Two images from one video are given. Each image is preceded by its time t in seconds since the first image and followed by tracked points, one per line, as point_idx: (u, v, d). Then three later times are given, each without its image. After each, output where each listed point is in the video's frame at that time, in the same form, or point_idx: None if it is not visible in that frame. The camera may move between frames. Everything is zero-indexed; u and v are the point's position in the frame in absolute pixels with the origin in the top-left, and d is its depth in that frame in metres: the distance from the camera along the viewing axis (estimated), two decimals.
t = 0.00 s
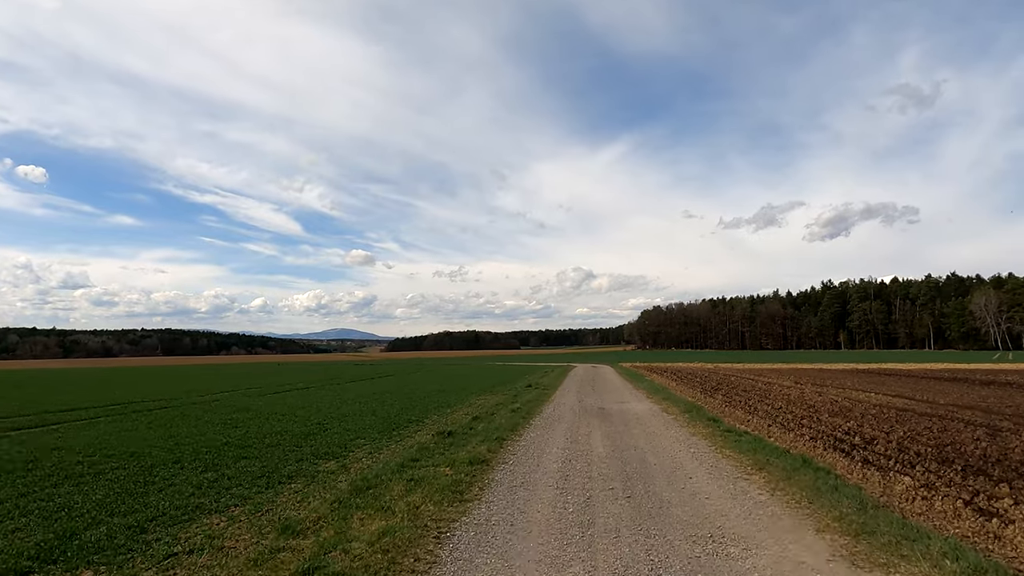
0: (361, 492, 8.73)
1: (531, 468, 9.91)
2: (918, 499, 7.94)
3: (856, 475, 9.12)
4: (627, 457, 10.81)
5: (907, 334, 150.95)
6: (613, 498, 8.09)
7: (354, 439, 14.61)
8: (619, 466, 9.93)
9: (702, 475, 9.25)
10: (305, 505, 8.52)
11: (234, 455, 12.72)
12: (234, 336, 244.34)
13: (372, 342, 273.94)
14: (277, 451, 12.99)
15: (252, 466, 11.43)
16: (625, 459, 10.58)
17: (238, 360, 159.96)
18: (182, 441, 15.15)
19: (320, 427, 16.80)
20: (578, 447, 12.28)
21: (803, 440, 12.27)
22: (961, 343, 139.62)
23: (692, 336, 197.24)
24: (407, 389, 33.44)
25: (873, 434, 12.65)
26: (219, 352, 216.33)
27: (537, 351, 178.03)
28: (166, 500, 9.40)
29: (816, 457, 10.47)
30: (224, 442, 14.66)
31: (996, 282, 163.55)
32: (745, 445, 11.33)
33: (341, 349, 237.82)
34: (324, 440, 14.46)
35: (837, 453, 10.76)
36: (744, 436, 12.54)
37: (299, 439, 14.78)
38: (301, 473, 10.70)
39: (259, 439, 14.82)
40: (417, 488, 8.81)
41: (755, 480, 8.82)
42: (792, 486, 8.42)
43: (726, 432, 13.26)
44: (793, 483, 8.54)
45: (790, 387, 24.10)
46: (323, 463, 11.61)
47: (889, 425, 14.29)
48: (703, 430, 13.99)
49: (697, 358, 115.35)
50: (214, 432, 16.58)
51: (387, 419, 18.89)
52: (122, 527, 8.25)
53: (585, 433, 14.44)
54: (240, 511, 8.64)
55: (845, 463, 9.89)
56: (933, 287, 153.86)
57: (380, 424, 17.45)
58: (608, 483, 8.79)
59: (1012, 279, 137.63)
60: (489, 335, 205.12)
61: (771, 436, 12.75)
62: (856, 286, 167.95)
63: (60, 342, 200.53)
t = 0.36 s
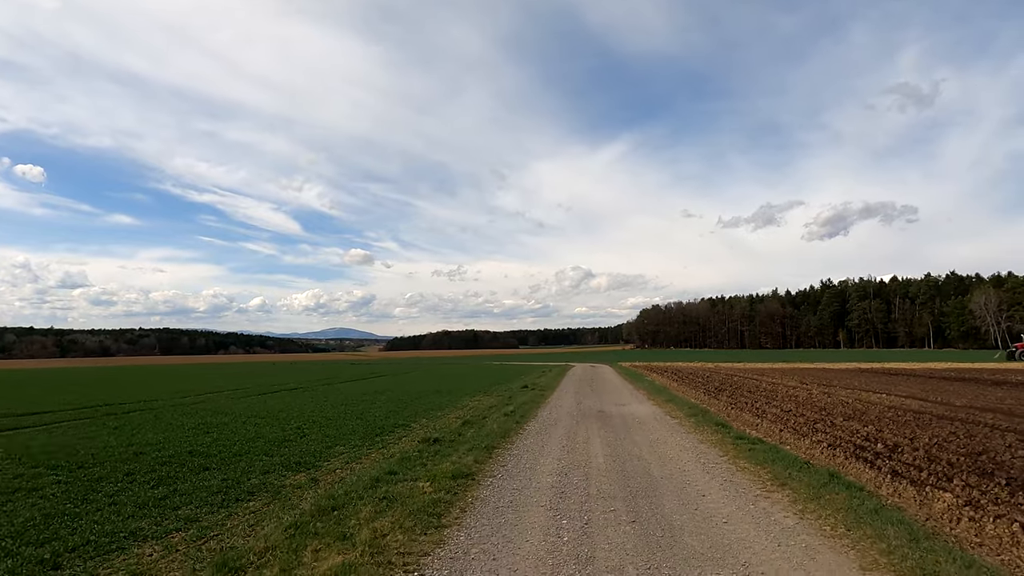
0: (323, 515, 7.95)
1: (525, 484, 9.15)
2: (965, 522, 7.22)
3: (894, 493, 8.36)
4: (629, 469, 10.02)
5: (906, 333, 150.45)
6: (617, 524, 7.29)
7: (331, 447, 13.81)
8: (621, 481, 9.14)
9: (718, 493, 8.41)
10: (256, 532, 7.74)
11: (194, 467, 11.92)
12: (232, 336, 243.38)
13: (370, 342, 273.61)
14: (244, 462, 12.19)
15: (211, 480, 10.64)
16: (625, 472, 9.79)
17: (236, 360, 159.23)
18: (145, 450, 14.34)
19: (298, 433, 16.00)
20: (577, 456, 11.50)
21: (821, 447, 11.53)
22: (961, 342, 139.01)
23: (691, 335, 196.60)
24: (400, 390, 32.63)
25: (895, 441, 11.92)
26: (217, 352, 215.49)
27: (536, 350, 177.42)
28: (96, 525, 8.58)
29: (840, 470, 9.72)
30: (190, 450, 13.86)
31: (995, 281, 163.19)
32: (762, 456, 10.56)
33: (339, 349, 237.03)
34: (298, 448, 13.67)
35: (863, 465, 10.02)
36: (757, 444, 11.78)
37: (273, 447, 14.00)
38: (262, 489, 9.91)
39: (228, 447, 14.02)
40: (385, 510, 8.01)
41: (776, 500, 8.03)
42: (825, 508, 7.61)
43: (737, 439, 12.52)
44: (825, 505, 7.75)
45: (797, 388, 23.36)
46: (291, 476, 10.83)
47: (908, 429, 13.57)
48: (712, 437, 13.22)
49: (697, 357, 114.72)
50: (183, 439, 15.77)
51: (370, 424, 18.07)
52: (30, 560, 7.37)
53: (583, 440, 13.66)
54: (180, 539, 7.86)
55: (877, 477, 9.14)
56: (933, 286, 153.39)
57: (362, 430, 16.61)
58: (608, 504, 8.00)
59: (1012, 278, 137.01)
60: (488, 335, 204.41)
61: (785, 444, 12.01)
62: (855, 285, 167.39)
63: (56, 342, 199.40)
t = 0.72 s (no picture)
0: (264, 553, 7.06)
1: (517, 509, 8.25)
2: None
3: (950, 519, 7.48)
4: (634, 489, 9.11)
5: (908, 333, 149.49)
6: (623, 564, 6.41)
7: (300, 460, 12.93)
8: (627, 506, 8.21)
9: (743, 524, 7.47)
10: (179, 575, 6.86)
11: (140, 485, 11.03)
12: (232, 336, 242.66)
13: (370, 342, 272.90)
14: (198, 478, 11.33)
15: (153, 501, 9.78)
16: (628, 492, 8.89)
17: (235, 360, 158.47)
18: (92, 462, 13.47)
19: (271, 443, 15.14)
20: (575, 471, 10.60)
21: (849, 458, 10.69)
22: (964, 342, 138.09)
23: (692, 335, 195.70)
24: (394, 392, 31.76)
25: (930, 452, 11.05)
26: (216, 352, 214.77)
27: (535, 350, 176.59)
28: None
29: (878, 488, 8.84)
30: (143, 463, 13.00)
31: (997, 280, 162.23)
32: (787, 472, 9.63)
33: (339, 349, 236.22)
34: (260, 461, 12.78)
35: (900, 480, 9.14)
36: (779, 457, 10.86)
37: (236, 459, 13.14)
38: (205, 514, 9.06)
39: (187, 459, 13.18)
40: (338, 548, 7.10)
41: (813, 532, 7.14)
42: (882, 548, 6.64)
43: (756, 450, 11.66)
44: (879, 538, 6.88)
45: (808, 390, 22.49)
46: (246, 496, 9.97)
47: (939, 437, 12.73)
48: (726, 448, 12.32)
49: (700, 357, 113.89)
50: (143, 449, 14.91)
51: (353, 431, 17.20)
52: None
53: (583, 451, 12.77)
54: None
55: (923, 497, 8.25)
56: (935, 286, 152.46)
57: (342, 439, 15.72)
58: (612, 537, 7.10)
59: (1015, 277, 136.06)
60: (488, 335, 203.63)
61: (809, 455, 11.15)
62: (857, 284, 166.49)
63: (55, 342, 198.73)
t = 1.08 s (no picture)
0: None
1: (501, 543, 7.46)
2: None
3: (1018, 553, 6.76)
4: (642, 515, 8.28)
5: (911, 333, 148.53)
6: None
7: (267, 475, 12.19)
8: (636, 539, 7.38)
9: (778, 566, 6.62)
10: None
11: (77, 506, 10.26)
12: (232, 337, 242.16)
13: (371, 343, 272.28)
14: (143, 498, 10.59)
15: (85, 529, 9.03)
16: (638, 520, 8.04)
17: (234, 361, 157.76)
18: (42, 477, 12.76)
19: (239, 455, 14.37)
20: (573, 491, 9.81)
21: (882, 472, 9.93)
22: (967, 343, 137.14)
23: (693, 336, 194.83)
24: (387, 395, 31.01)
25: (968, 466, 10.33)
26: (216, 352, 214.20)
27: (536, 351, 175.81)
28: None
29: (926, 512, 8.07)
30: (89, 479, 12.29)
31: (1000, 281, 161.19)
32: (819, 494, 8.81)
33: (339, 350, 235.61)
34: (221, 477, 12.07)
35: (947, 502, 8.37)
36: (806, 473, 10.05)
37: (196, 474, 12.43)
38: (139, 544, 8.33)
39: (141, 475, 12.44)
40: None
41: None
42: None
43: (777, 466, 10.86)
44: None
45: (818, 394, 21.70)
46: (192, 522, 9.22)
47: (974, 448, 11.99)
48: (744, 461, 11.54)
49: (700, 358, 112.90)
50: (107, 462, 14.15)
51: (332, 440, 16.40)
52: None
53: (581, 466, 11.98)
54: None
55: (979, 524, 7.53)
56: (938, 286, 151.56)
57: (320, 450, 14.92)
58: None
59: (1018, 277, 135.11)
60: (489, 336, 202.85)
61: (836, 469, 10.38)
62: (859, 285, 165.61)
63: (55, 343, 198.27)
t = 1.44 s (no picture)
0: None
1: None
2: None
3: None
4: (658, 556, 7.33)
5: (914, 331, 147.48)
6: None
7: (218, 493, 11.33)
8: None
9: None
10: None
11: None
12: (232, 335, 241.57)
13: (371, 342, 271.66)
14: (61, 524, 9.73)
15: None
16: (650, 562, 7.11)
17: (234, 359, 157.10)
18: None
19: (192, 468, 13.53)
20: (572, 518, 8.89)
21: (933, 492, 9.05)
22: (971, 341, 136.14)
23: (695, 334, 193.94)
24: (378, 396, 30.15)
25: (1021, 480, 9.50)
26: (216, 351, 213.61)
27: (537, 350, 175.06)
28: None
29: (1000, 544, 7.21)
30: (14, 499, 11.45)
31: (1005, 278, 160.09)
32: (870, 526, 7.90)
33: (340, 348, 234.96)
34: (164, 496, 11.23)
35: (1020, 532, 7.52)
36: (848, 495, 9.18)
37: (137, 491, 11.59)
38: None
39: (73, 494, 11.63)
40: None
41: None
42: None
43: (808, 483, 9.98)
44: None
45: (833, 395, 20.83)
46: (109, 556, 8.35)
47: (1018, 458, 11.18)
48: (770, 477, 10.65)
49: (702, 356, 112.04)
50: (54, 475, 13.33)
51: (301, 449, 15.53)
52: None
53: (582, 483, 11.06)
54: None
55: None
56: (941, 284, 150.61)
57: (289, 460, 14.01)
58: None
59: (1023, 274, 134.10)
60: (489, 335, 202.03)
61: (877, 488, 9.52)
62: (862, 283, 164.60)
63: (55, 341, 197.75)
